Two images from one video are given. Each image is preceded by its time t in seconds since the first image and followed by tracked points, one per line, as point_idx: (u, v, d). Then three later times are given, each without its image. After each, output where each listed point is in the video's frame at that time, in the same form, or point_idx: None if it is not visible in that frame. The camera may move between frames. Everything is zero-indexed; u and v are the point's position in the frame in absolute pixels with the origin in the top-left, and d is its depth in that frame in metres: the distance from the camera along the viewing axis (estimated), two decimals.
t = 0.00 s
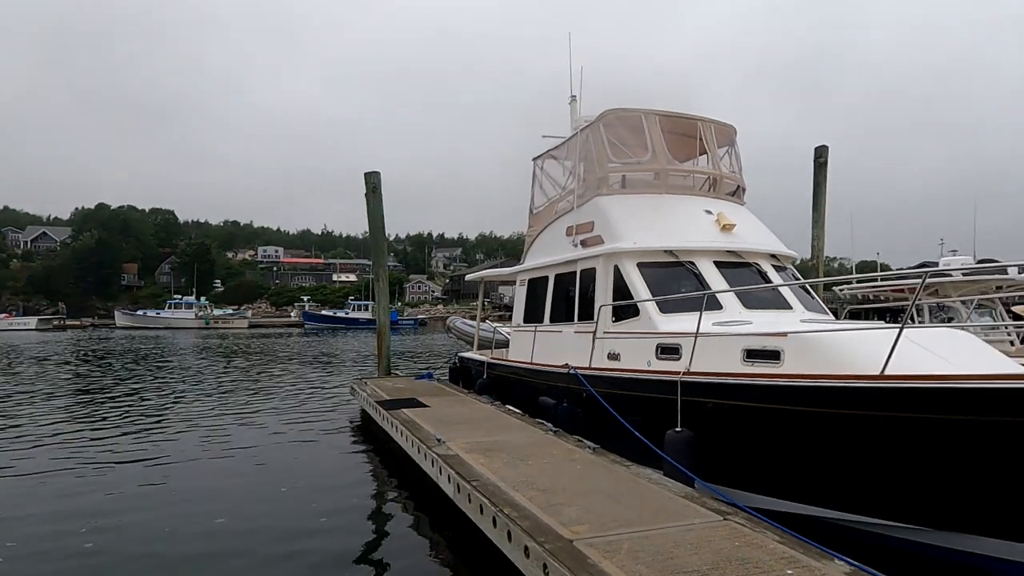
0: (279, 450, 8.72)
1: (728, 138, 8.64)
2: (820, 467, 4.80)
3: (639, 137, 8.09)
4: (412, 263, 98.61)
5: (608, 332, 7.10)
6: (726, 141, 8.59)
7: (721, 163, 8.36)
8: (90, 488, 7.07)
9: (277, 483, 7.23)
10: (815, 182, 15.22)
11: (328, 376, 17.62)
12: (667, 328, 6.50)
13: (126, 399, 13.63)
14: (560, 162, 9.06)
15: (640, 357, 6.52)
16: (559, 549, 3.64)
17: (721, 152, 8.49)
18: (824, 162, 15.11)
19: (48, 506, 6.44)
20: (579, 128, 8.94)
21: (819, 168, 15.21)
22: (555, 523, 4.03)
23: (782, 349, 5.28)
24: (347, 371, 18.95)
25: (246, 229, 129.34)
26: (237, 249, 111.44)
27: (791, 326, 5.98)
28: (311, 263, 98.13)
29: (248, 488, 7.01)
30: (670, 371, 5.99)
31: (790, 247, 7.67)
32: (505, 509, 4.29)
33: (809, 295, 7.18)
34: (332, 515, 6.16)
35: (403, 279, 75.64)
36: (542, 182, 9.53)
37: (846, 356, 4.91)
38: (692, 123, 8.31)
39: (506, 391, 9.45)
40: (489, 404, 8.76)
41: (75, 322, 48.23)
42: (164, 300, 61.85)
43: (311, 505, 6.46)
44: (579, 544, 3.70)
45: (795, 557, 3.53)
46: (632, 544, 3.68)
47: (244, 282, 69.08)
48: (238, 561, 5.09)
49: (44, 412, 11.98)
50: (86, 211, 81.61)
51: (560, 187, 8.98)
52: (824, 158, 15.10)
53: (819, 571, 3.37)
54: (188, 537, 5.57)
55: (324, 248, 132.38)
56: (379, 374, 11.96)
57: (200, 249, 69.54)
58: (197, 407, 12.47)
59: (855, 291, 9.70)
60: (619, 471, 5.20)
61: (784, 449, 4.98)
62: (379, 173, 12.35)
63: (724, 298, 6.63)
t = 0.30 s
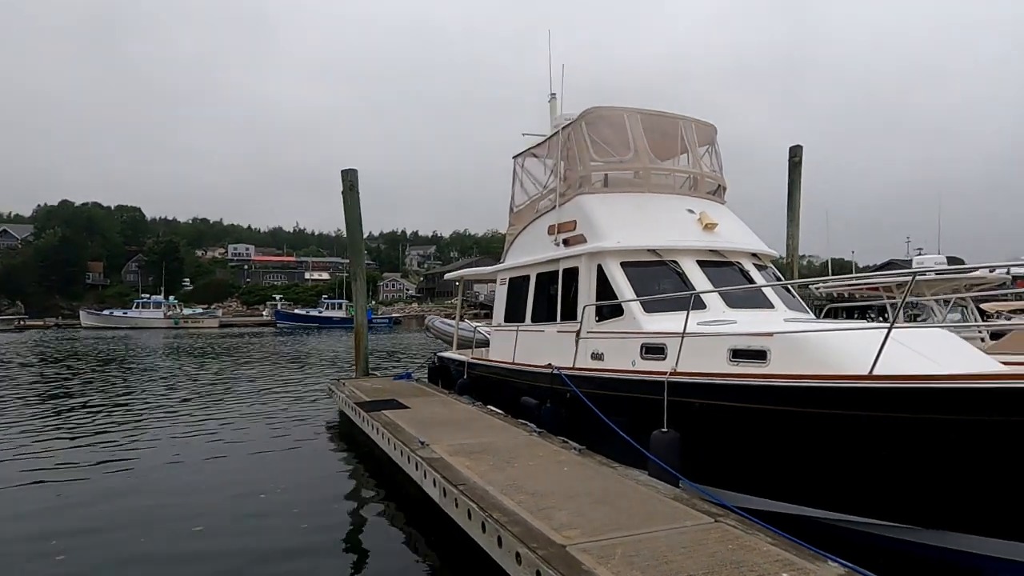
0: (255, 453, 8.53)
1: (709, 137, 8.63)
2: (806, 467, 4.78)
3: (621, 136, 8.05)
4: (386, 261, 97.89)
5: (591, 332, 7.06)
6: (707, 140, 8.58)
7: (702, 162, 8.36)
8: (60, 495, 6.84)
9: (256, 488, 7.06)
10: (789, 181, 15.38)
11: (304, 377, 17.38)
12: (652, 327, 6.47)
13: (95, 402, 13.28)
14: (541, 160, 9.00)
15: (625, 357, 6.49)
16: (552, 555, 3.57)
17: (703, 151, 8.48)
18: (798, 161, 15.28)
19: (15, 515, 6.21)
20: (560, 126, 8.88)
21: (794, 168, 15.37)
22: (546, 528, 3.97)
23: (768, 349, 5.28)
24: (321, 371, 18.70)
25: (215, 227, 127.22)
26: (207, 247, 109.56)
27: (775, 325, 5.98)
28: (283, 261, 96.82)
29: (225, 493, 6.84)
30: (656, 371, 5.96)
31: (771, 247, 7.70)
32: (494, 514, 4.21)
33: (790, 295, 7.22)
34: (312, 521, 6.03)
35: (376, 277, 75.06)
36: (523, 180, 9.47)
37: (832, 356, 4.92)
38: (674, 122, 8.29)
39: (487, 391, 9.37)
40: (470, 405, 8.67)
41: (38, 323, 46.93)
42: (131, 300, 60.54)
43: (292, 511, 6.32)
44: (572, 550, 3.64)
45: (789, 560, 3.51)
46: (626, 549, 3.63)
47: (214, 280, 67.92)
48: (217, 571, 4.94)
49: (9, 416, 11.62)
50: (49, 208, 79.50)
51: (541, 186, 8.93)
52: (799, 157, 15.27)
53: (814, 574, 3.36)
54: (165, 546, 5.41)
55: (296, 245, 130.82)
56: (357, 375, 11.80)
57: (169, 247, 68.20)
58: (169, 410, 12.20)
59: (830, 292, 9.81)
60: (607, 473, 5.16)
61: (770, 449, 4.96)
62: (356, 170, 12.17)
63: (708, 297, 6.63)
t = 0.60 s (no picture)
0: (238, 458, 8.38)
1: (694, 138, 8.65)
2: (798, 468, 4.81)
3: (608, 136, 8.05)
4: (362, 260, 97.18)
5: (580, 333, 7.06)
6: (692, 140, 8.60)
7: (687, 161, 8.40)
8: (37, 505, 6.65)
9: (240, 493, 6.94)
10: (768, 182, 15.56)
11: (283, 378, 17.16)
12: (641, 328, 6.49)
13: (68, 406, 12.96)
14: (527, 161, 8.97)
15: (615, 358, 6.49)
16: (555, 561, 3.54)
17: (688, 151, 8.50)
18: (777, 162, 15.46)
19: None
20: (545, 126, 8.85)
21: (773, 168, 15.55)
22: (545, 533, 3.94)
23: (760, 350, 5.31)
24: (299, 372, 18.48)
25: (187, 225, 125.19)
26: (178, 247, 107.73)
27: (763, 326, 6.03)
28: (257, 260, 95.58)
29: (210, 499, 6.71)
30: (647, 372, 5.97)
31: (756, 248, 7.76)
32: (492, 520, 4.17)
33: (776, 296, 7.29)
34: (301, 527, 5.93)
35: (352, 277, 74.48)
36: (508, 180, 9.43)
37: (824, 357, 4.95)
38: (659, 123, 8.29)
39: (472, 392, 9.33)
40: (456, 406, 8.61)
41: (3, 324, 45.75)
42: (100, 300, 59.31)
43: (279, 517, 6.22)
44: (574, 555, 3.61)
45: (790, 562, 3.52)
46: (627, 553, 3.62)
47: (186, 280, 66.80)
48: None
49: None
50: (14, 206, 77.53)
51: (526, 186, 8.90)
52: (777, 158, 15.44)
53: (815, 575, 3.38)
54: (150, 555, 5.28)
55: (270, 245, 129.23)
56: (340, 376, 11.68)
57: (139, 246, 66.90)
58: (146, 414, 11.95)
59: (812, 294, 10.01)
60: (601, 476, 5.15)
61: (762, 450, 4.99)
62: (338, 169, 12.02)
63: (696, 298, 6.66)
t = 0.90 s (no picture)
0: (219, 463, 8.23)
1: (677, 138, 8.68)
2: (788, 467, 4.84)
3: (593, 137, 8.04)
4: (339, 260, 96.36)
5: (566, 333, 7.04)
6: (676, 141, 8.63)
7: (671, 162, 8.41)
8: (12, 512, 6.45)
9: (222, 498, 6.80)
10: (747, 183, 15.71)
11: (261, 380, 16.92)
12: (629, 329, 6.49)
13: (39, 411, 12.63)
14: (511, 161, 8.93)
15: (602, 358, 6.48)
16: (551, 564, 3.51)
17: (671, 152, 8.52)
18: (756, 163, 15.61)
19: None
20: (530, 126, 8.82)
21: (752, 169, 15.70)
22: (539, 535, 3.91)
23: (748, 350, 5.33)
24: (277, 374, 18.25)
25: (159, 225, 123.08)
26: (150, 247, 105.84)
27: (750, 326, 6.06)
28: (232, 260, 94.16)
29: (191, 504, 6.58)
30: (635, 373, 5.96)
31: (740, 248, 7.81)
32: (484, 522, 4.12)
33: (761, 295, 7.35)
34: (286, 532, 5.83)
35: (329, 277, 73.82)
36: (492, 180, 9.38)
37: (812, 356, 4.98)
38: (643, 123, 8.30)
39: (456, 394, 9.26)
40: (441, 408, 8.55)
41: None
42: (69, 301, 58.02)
43: (263, 522, 6.11)
44: (570, 557, 3.59)
45: (785, 561, 3.53)
46: (623, 554, 3.60)
47: (159, 281, 65.66)
48: None
49: None
50: None
51: (511, 186, 8.86)
52: (756, 159, 15.60)
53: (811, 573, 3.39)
54: (131, 563, 5.15)
55: (245, 245, 127.58)
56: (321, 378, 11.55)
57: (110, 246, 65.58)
58: (121, 417, 11.70)
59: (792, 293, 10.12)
60: (591, 477, 5.13)
61: (752, 449, 5.00)
62: (318, 168, 11.88)
63: (682, 299, 6.68)
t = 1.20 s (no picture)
0: (190, 468, 8.08)
1: (652, 140, 8.72)
2: (761, 466, 4.88)
3: (568, 138, 8.04)
4: (312, 261, 95.37)
5: (542, 334, 7.03)
6: (650, 143, 8.67)
7: (645, 164, 8.45)
8: None
9: (192, 505, 6.66)
10: (720, 185, 15.88)
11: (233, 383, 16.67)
12: (604, 329, 6.49)
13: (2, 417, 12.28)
14: (487, 162, 8.90)
15: (578, 359, 6.48)
16: (527, 566, 3.49)
17: (646, 154, 8.56)
18: (729, 166, 15.79)
19: None
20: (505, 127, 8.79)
21: (724, 171, 15.88)
22: (516, 538, 3.89)
23: (723, 350, 5.36)
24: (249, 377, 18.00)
25: (127, 226, 120.60)
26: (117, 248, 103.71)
27: (724, 326, 6.11)
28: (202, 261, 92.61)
29: (160, 512, 6.43)
30: (611, 374, 5.96)
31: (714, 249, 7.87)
32: (461, 526, 4.08)
33: (734, 296, 7.41)
34: (259, 539, 5.73)
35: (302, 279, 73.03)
36: (467, 181, 9.34)
37: (786, 356, 5.03)
38: (618, 125, 8.33)
39: (432, 396, 9.20)
40: (416, 410, 8.48)
41: None
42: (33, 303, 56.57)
43: (234, 529, 5.99)
44: (546, 560, 3.57)
45: (761, 560, 3.55)
46: (600, 556, 3.59)
47: (126, 283, 64.34)
48: None
49: None
50: None
51: (486, 187, 8.83)
52: (729, 162, 15.78)
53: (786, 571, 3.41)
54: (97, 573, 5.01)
55: (215, 246, 125.60)
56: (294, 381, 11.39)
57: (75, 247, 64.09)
58: (88, 423, 11.42)
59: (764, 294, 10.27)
60: (567, 478, 5.12)
61: (727, 448, 5.04)
62: (291, 168, 11.73)
63: (657, 299, 6.71)
